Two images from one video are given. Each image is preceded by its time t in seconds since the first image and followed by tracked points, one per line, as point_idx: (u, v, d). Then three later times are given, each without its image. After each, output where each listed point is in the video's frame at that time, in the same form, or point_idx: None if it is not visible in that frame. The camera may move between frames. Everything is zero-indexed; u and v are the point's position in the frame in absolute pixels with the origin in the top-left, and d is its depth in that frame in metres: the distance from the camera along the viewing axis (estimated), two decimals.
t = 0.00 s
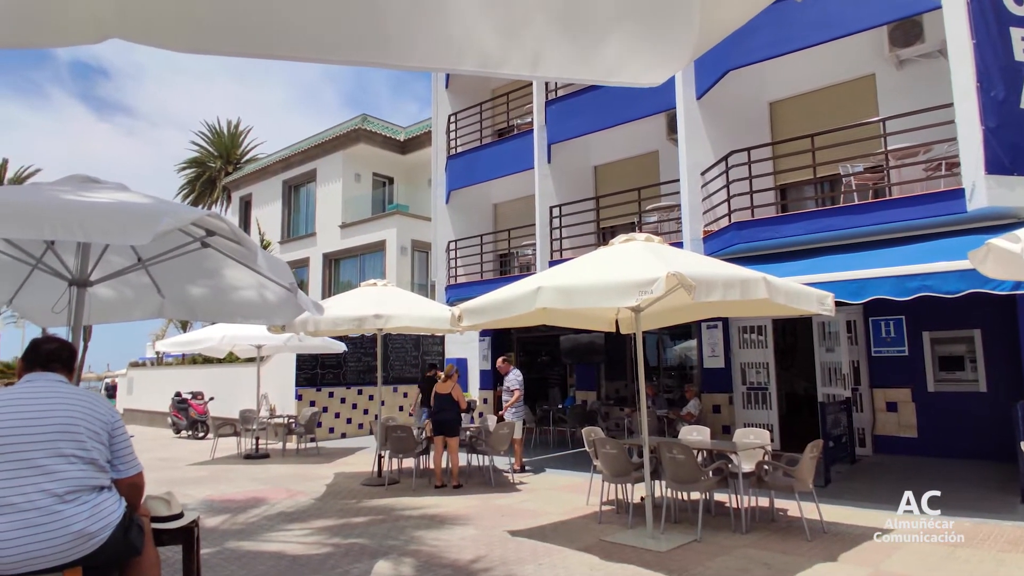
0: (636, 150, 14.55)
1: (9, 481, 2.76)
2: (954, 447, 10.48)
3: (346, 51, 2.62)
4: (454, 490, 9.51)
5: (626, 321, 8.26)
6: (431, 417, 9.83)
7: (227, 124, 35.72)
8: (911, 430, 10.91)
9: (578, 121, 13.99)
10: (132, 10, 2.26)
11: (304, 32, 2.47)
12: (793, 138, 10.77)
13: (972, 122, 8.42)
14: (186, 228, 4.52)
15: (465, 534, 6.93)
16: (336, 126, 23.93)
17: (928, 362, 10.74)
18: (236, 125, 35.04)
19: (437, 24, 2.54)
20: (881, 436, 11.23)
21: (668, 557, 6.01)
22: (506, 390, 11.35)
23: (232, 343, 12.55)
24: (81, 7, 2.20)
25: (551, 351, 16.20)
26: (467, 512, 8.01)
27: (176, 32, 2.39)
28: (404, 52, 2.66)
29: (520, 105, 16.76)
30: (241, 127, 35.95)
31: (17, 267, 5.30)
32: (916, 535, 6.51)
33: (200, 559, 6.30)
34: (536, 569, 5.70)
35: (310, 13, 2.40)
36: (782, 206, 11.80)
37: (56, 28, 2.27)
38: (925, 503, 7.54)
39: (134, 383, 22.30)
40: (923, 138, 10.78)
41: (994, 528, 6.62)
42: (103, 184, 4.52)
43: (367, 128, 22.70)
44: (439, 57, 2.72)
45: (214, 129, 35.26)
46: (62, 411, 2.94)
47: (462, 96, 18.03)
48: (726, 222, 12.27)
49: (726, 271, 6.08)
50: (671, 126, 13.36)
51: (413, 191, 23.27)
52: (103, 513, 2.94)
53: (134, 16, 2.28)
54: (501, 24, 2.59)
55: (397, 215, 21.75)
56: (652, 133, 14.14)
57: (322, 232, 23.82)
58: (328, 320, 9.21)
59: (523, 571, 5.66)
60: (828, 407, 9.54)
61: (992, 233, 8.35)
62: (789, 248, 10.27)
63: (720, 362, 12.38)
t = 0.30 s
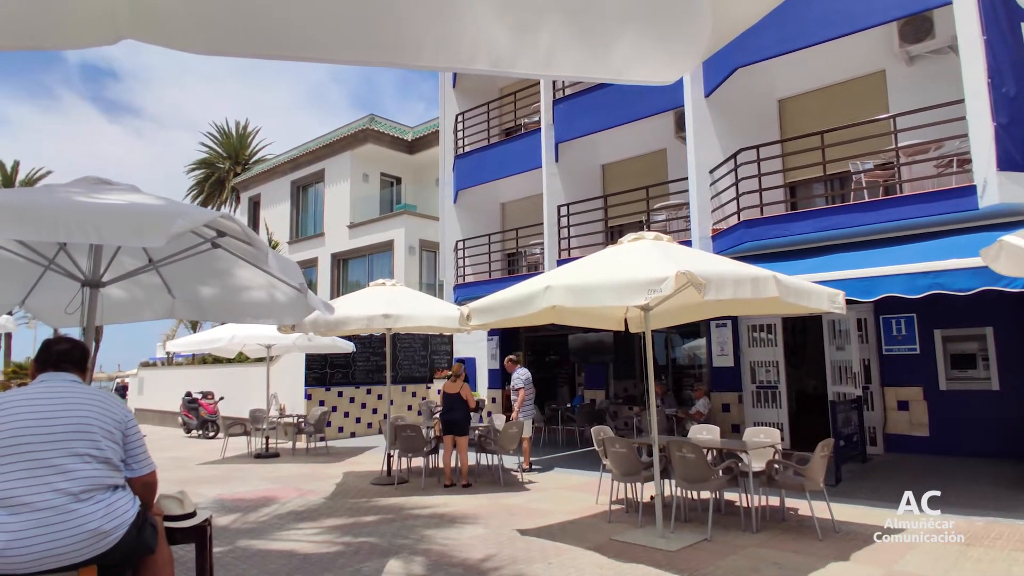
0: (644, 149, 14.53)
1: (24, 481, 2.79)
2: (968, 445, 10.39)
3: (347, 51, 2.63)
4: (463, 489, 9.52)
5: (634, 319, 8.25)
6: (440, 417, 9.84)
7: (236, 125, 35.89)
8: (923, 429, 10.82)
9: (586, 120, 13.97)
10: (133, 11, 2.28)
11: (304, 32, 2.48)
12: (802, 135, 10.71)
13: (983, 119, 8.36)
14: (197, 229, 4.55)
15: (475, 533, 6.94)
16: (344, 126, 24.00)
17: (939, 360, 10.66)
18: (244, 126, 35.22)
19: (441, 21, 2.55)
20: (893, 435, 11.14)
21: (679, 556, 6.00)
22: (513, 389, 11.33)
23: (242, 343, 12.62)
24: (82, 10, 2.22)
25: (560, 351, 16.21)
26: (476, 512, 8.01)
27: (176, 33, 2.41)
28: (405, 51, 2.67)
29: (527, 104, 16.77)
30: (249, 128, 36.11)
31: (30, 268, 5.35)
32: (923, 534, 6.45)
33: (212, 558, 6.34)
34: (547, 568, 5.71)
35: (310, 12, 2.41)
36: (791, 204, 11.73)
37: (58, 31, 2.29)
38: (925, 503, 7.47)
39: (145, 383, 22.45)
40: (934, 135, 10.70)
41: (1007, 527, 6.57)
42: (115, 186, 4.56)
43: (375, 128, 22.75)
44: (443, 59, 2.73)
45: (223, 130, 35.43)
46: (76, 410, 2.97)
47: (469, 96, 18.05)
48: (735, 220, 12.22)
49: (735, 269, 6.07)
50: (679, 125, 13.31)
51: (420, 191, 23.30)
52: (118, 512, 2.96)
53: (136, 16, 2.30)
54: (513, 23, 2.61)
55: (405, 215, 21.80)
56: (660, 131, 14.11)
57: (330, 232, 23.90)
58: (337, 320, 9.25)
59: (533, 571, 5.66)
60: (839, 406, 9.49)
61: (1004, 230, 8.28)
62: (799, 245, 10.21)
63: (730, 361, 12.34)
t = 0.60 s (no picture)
0: (653, 146, 14.50)
1: (42, 480, 2.83)
2: (981, 444, 10.31)
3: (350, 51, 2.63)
4: (473, 488, 9.53)
5: (644, 318, 8.23)
6: (450, 415, 9.86)
7: (246, 125, 36.07)
8: (936, 427, 10.75)
9: (595, 117, 13.93)
10: (134, 14, 2.29)
11: (304, 32, 2.48)
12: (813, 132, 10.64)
13: (996, 115, 8.27)
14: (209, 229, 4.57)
15: (486, 532, 6.95)
16: (353, 126, 24.07)
17: (952, 358, 10.58)
18: (253, 126, 35.38)
19: (449, 22, 2.55)
20: (905, 433, 11.08)
21: (690, 555, 5.99)
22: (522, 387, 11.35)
23: (253, 342, 12.69)
24: (84, 14, 2.24)
25: (570, 349, 16.23)
26: (486, 510, 8.02)
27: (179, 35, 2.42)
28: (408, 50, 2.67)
29: (536, 103, 16.75)
30: (259, 128, 36.27)
31: (44, 268, 5.40)
32: (920, 534, 6.39)
33: (225, 556, 6.39)
34: (558, 567, 5.71)
35: (310, 12, 2.41)
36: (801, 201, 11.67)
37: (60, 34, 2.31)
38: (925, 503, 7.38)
39: (156, 382, 22.63)
40: (947, 130, 10.61)
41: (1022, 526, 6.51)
42: (128, 187, 4.59)
43: (384, 128, 22.80)
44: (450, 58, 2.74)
45: (233, 130, 35.61)
46: (92, 410, 3.00)
47: (477, 95, 18.05)
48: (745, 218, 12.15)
49: (746, 267, 6.04)
50: (688, 122, 13.26)
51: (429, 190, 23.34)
52: (133, 511, 2.98)
53: (144, 21, 2.32)
54: (524, 25, 2.61)
55: (414, 214, 21.84)
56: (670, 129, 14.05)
57: (340, 231, 23.98)
58: (347, 319, 9.28)
59: (544, 569, 5.66)
60: (851, 404, 9.44)
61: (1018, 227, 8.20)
62: (809, 243, 10.16)
63: (740, 359, 12.29)
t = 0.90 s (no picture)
0: (663, 143, 14.45)
1: (59, 478, 2.86)
2: (996, 441, 10.20)
3: (353, 44, 2.63)
4: (484, 485, 9.55)
5: (654, 315, 8.21)
6: (461, 413, 9.88)
7: (256, 125, 36.24)
8: (949, 424, 10.67)
9: (604, 114, 13.90)
10: (134, 14, 2.28)
11: (304, 33, 2.48)
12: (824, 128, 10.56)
13: (1010, 109, 8.16)
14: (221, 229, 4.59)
15: (497, 529, 6.97)
16: (362, 124, 24.13)
17: (967, 356, 10.48)
18: (264, 126, 35.57)
19: (458, 25, 2.59)
20: (918, 431, 10.99)
21: (702, 553, 5.98)
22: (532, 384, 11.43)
23: (265, 340, 12.77)
24: (85, 16, 2.24)
25: (580, 346, 16.23)
26: (497, 507, 8.04)
27: (179, 35, 2.43)
28: (410, 43, 2.66)
29: (545, 100, 16.73)
30: (269, 127, 36.43)
31: (59, 269, 5.46)
32: (913, 534, 6.37)
33: (239, 553, 6.44)
34: (569, 564, 5.72)
35: (310, 12, 2.41)
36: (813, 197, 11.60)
37: (60, 34, 2.31)
38: (925, 503, 7.28)
39: (169, 380, 22.82)
40: (960, 125, 10.50)
41: None
42: (141, 187, 4.63)
43: (393, 126, 22.83)
44: (456, 53, 2.75)
45: (243, 130, 35.79)
46: (107, 408, 3.03)
47: (487, 93, 18.04)
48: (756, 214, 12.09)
49: (757, 263, 6.01)
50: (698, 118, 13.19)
51: (439, 188, 23.37)
52: (149, 508, 3.02)
53: (158, 25, 2.36)
54: (537, 27, 2.64)
55: (423, 212, 21.89)
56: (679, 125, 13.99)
57: (350, 229, 24.06)
58: (358, 317, 9.31)
59: (556, 567, 5.67)
60: (864, 402, 9.37)
61: None
62: (823, 240, 10.06)
63: (751, 357, 12.23)
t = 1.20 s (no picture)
0: (673, 138, 14.39)
1: (77, 474, 2.89)
2: (1011, 439, 10.10)
3: (357, 43, 2.62)
4: (495, 482, 9.58)
5: (665, 312, 8.18)
6: (472, 410, 9.90)
7: (266, 123, 36.40)
8: (963, 421, 10.57)
9: (614, 110, 13.86)
10: (134, 15, 2.28)
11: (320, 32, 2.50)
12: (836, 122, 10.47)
13: None
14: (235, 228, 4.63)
15: (508, 525, 6.98)
16: (372, 122, 24.18)
17: (981, 352, 10.38)
18: (274, 123, 35.70)
19: (473, 24, 2.59)
20: (932, 428, 10.90)
21: (714, 550, 5.96)
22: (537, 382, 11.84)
23: (276, 337, 12.85)
24: (87, 19, 2.25)
25: (590, 343, 16.23)
26: (508, 504, 8.06)
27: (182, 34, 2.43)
28: (415, 40, 2.65)
29: (555, 96, 16.70)
30: (279, 125, 36.57)
31: (75, 266, 5.51)
32: (909, 534, 6.25)
33: (253, 548, 6.50)
34: (581, 561, 5.72)
35: (310, 13, 2.40)
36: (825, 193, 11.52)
37: (64, 36, 2.33)
38: (925, 503, 7.13)
39: (182, 377, 23.02)
40: (975, 119, 10.38)
41: None
42: (155, 186, 4.67)
43: (403, 123, 22.87)
44: (464, 49, 2.74)
45: (254, 128, 35.96)
46: (123, 404, 3.06)
47: (496, 90, 18.03)
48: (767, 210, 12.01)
49: (770, 259, 5.97)
50: (709, 113, 13.12)
51: (448, 185, 23.39)
52: (165, 503, 3.05)
53: (178, 28, 2.39)
54: (552, 25, 2.64)
55: (433, 209, 21.94)
56: (690, 120, 13.93)
57: (360, 226, 24.13)
58: (369, 314, 9.35)
59: (567, 563, 5.67)
60: (877, 398, 9.31)
61: None
62: (836, 235, 9.98)
63: (763, 353, 12.12)
